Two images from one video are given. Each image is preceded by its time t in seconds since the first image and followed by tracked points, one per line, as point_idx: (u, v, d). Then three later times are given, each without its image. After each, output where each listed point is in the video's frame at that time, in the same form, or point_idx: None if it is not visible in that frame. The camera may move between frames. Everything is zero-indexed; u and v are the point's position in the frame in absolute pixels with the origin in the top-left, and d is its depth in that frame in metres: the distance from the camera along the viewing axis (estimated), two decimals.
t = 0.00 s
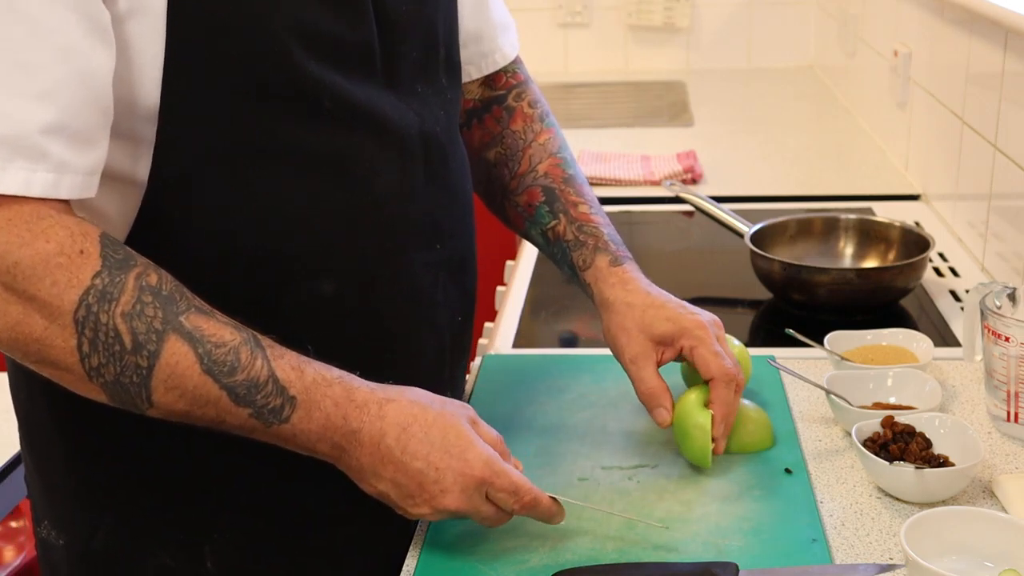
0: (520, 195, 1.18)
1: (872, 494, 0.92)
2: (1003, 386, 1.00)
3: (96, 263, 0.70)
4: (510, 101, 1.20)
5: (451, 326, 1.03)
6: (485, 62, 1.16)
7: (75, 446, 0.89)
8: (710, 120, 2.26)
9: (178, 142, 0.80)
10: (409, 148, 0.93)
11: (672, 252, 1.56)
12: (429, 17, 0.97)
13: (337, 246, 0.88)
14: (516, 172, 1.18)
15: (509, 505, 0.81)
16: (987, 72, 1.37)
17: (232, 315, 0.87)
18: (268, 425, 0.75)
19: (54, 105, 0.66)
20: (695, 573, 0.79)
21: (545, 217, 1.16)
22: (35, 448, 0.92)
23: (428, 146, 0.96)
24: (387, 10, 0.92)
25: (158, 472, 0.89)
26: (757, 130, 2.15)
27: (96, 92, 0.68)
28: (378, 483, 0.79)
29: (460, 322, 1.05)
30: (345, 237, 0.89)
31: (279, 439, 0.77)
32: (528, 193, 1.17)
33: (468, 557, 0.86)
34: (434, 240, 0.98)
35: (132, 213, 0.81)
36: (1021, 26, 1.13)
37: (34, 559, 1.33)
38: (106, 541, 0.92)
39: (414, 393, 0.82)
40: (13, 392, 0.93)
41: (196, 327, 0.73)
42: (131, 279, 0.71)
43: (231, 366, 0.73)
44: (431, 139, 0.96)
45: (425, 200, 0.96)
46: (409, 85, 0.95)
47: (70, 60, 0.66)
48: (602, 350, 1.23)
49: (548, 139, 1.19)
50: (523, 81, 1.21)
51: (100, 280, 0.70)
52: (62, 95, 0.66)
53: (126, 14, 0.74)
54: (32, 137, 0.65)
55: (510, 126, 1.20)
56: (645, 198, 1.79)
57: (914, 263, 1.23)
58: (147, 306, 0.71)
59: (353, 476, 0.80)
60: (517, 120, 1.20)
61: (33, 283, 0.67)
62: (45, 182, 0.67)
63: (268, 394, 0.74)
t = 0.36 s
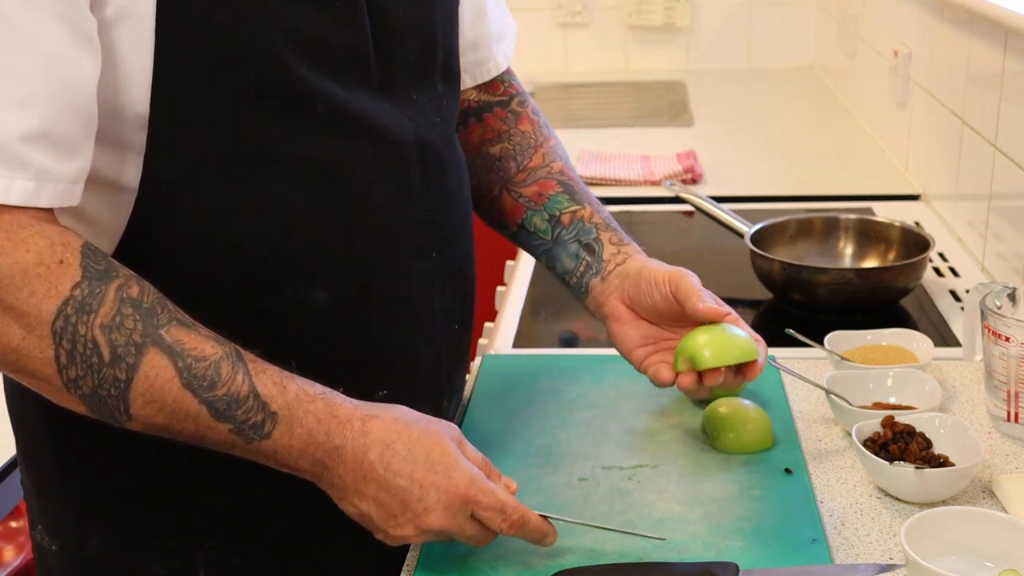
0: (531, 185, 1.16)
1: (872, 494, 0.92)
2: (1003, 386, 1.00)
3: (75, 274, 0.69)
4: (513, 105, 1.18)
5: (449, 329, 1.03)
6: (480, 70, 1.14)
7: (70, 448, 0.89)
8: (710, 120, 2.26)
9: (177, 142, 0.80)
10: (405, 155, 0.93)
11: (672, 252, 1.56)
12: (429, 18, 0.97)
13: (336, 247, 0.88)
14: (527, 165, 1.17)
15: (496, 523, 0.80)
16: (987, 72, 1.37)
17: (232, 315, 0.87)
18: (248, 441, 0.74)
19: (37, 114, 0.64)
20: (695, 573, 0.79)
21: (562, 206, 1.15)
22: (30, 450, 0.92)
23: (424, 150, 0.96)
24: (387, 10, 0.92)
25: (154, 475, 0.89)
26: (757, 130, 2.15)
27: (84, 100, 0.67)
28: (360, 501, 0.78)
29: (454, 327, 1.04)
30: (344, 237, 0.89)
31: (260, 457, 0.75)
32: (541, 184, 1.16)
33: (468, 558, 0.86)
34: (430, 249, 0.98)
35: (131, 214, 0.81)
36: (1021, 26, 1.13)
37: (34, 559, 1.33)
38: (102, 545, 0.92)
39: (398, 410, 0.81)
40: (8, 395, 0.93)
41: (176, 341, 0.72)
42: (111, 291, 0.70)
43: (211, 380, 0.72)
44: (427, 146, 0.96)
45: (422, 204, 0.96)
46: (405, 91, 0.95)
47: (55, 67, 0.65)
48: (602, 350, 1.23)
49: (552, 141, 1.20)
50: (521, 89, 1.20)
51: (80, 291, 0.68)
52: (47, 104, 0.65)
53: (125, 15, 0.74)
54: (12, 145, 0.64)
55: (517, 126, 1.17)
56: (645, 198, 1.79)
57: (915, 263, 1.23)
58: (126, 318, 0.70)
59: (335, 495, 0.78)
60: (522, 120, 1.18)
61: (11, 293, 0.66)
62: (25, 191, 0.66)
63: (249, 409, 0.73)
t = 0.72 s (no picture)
0: (528, 180, 1.16)
1: (872, 495, 0.92)
2: (1003, 386, 1.00)
3: (81, 279, 0.68)
4: (506, 102, 1.18)
5: (450, 329, 1.03)
6: (478, 68, 1.14)
7: (71, 447, 0.89)
8: (710, 120, 2.26)
9: (178, 141, 0.80)
10: (405, 155, 0.93)
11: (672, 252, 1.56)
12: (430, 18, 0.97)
13: (336, 247, 0.88)
14: (522, 160, 1.16)
15: (493, 537, 0.81)
16: (987, 72, 1.37)
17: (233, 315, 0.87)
18: (250, 448, 0.74)
19: (39, 116, 0.64)
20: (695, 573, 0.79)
21: (559, 199, 1.14)
22: (30, 451, 0.92)
23: (423, 150, 0.96)
24: (387, 10, 0.92)
25: (154, 476, 0.89)
26: (757, 130, 2.15)
27: (86, 102, 0.67)
28: (359, 511, 0.78)
29: (455, 328, 1.04)
30: (343, 237, 0.89)
31: (261, 464, 0.75)
32: (536, 178, 1.16)
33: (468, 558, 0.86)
34: (431, 247, 0.98)
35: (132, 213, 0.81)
36: (1021, 26, 1.13)
37: (34, 559, 1.32)
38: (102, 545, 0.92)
39: (397, 420, 0.81)
40: (9, 394, 0.93)
41: (181, 349, 0.71)
42: (117, 297, 0.70)
43: (214, 387, 0.72)
44: (427, 144, 0.96)
45: (422, 202, 0.96)
46: (406, 88, 0.95)
47: (56, 69, 0.65)
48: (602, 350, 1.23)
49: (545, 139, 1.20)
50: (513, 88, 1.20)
51: (86, 296, 0.68)
52: (49, 105, 0.65)
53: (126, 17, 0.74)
54: (15, 147, 0.64)
55: (511, 123, 1.18)
56: (645, 198, 1.79)
57: (915, 263, 1.23)
58: (131, 325, 0.70)
59: (334, 503, 0.78)
60: (516, 117, 1.18)
61: (17, 297, 0.65)
62: (29, 193, 0.66)
63: (252, 417, 0.73)
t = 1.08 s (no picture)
0: (525, 198, 1.15)
1: (872, 495, 0.92)
2: (1003, 386, 1.00)
3: (76, 282, 0.69)
4: (513, 107, 1.17)
5: (448, 330, 1.03)
6: (481, 68, 1.14)
7: (71, 447, 0.89)
8: (710, 120, 2.26)
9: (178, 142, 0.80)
10: (403, 156, 0.93)
11: (673, 252, 1.56)
12: (429, 18, 0.97)
13: (336, 246, 0.88)
14: (523, 175, 1.16)
15: (489, 531, 0.81)
16: (987, 72, 1.37)
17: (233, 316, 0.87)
18: (247, 446, 0.74)
19: (37, 121, 0.65)
20: (695, 573, 0.79)
21: (556, 220, 1.13)
22: (30, 450, 0.92)
23: (420, 151, 0.96)
24: (387, 10, 0.92)
25: (154, 476, 0.89)
26: (757, 130, 2.15)
27: (85, 107, 0.67)
28: (355, 507, 0.77)
29: (454, 329, 1.05)
30: (343, 237, 0.89)
31: (260, 463, 0.75)
32: (534, 197, 1.15)
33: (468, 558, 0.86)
34: (430, 247, 0.98)
35: (131, 213, 0.81)
36: (1021, 27, 1.13)
37: (34, 559, 1.32)
38: (102, 544, 0.92)
39: (392, 417, 0.81)
40: (9, 392, 0.92)
41: (176, 349, 0.72)
42: (112, 299, 0.70)
43: (210, 387, 0.72)
44: (425, 145, 0.96)
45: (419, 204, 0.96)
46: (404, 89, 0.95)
47: (55, 74, 0.65)
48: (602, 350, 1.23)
49: (552, 147, 1.17)
50: (523, 89, 1.19)
51: (81, 299, 0.69)
52: (47, 112, 0.65)
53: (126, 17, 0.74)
54: (13, 155, 0.64)
55: (515, 131, 1.17)
56: (645, 198, 1.79)
57: (914, 263, 1.23)
58: (127, 326, 0.70)
59: (330, 500, 0.78)
60: (522, 125, 1.17)
61: (12, 300, 0.66)
62: (27, 199, 0.66)
63: (247, 415, 0.73)
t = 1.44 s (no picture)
0: (549, 204, 1.17)
1: (872, 495, 0.92)
2: (1003, 386, 1.00)
3: (42, 262, 0.69)
4: (538, 105, 1.19)
5: (445, 330, 1.03)
6: (499, 64, 1.17)
7: (70, 447, 0.89)
8: (710, 120, 2.26)
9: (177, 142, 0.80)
10: (399, 156, 0.93)
11: (672, 252, 1.56)
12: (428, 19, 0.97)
13: (336, 247, 0.88)
14: (546, 181, 1.17)
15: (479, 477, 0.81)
16: (987, 72, 1.37)
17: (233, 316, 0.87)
18: (227, 409, 0.73)
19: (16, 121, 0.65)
20: (695, 573, 0.79)
21: (574, 229, 1.15)
22: (29, 450, 0.92)
23: (416, 152, 0.96)
24: (386, 11, 0.92)
25: (152, 476, 0.89)
26: (757, 129, 2.15)
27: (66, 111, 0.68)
28: (350, 463, 0.77)
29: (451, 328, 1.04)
30: (343, 237, 0.89)
31: (241, 429, 0.75)
32: (556, 203, 1.16)
33: (468, 558, 0.86)
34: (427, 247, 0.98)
35: (128, 213, 0.81)
36: (1021, 27, 1.13)
37: (35, 560, 1.32)
38: (101, 544, 0.92)
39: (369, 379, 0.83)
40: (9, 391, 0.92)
41: (145, 318, 0.72)
42: (78, 274, 0.70)
43: (185, 348, 0.72)
44: (419, 146, 0.96)
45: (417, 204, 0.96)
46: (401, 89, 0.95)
47: (38, 74, 0.66)
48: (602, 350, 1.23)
49: (578, 145, 1.17)
50: (550, 86, 1.20)
51: (47, 276, 0.69)
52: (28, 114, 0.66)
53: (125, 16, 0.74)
54: None
55: (538, 132, 1.19)
56: (645, 198, 1.79)
57: (915, 263, 1.23)
58: (94, 299, 0.70)
59: (322, 465, 0.77)
60: (544, 126, 1.19)
61: None
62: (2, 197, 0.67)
63: (225, 373, 0.73)
